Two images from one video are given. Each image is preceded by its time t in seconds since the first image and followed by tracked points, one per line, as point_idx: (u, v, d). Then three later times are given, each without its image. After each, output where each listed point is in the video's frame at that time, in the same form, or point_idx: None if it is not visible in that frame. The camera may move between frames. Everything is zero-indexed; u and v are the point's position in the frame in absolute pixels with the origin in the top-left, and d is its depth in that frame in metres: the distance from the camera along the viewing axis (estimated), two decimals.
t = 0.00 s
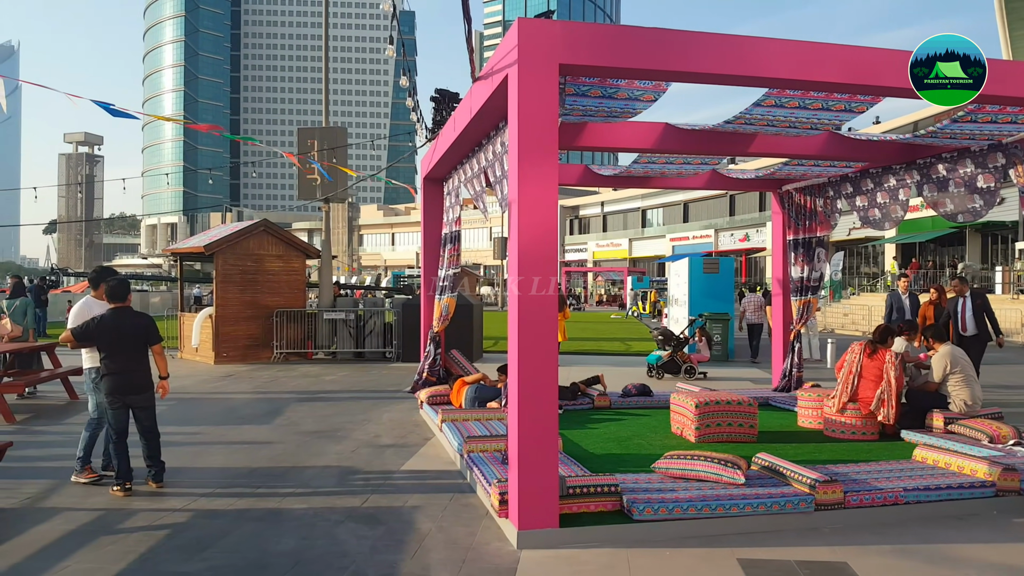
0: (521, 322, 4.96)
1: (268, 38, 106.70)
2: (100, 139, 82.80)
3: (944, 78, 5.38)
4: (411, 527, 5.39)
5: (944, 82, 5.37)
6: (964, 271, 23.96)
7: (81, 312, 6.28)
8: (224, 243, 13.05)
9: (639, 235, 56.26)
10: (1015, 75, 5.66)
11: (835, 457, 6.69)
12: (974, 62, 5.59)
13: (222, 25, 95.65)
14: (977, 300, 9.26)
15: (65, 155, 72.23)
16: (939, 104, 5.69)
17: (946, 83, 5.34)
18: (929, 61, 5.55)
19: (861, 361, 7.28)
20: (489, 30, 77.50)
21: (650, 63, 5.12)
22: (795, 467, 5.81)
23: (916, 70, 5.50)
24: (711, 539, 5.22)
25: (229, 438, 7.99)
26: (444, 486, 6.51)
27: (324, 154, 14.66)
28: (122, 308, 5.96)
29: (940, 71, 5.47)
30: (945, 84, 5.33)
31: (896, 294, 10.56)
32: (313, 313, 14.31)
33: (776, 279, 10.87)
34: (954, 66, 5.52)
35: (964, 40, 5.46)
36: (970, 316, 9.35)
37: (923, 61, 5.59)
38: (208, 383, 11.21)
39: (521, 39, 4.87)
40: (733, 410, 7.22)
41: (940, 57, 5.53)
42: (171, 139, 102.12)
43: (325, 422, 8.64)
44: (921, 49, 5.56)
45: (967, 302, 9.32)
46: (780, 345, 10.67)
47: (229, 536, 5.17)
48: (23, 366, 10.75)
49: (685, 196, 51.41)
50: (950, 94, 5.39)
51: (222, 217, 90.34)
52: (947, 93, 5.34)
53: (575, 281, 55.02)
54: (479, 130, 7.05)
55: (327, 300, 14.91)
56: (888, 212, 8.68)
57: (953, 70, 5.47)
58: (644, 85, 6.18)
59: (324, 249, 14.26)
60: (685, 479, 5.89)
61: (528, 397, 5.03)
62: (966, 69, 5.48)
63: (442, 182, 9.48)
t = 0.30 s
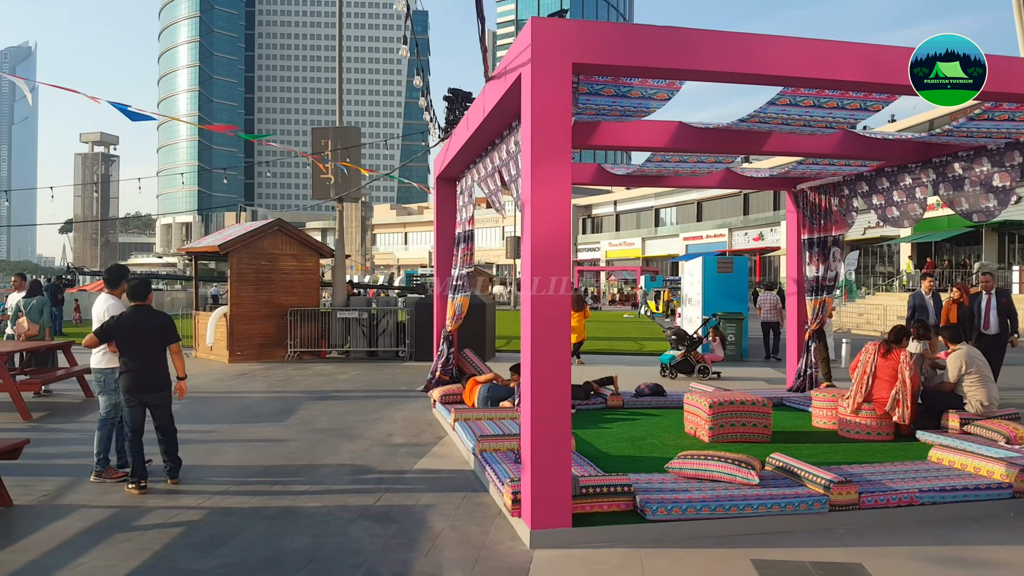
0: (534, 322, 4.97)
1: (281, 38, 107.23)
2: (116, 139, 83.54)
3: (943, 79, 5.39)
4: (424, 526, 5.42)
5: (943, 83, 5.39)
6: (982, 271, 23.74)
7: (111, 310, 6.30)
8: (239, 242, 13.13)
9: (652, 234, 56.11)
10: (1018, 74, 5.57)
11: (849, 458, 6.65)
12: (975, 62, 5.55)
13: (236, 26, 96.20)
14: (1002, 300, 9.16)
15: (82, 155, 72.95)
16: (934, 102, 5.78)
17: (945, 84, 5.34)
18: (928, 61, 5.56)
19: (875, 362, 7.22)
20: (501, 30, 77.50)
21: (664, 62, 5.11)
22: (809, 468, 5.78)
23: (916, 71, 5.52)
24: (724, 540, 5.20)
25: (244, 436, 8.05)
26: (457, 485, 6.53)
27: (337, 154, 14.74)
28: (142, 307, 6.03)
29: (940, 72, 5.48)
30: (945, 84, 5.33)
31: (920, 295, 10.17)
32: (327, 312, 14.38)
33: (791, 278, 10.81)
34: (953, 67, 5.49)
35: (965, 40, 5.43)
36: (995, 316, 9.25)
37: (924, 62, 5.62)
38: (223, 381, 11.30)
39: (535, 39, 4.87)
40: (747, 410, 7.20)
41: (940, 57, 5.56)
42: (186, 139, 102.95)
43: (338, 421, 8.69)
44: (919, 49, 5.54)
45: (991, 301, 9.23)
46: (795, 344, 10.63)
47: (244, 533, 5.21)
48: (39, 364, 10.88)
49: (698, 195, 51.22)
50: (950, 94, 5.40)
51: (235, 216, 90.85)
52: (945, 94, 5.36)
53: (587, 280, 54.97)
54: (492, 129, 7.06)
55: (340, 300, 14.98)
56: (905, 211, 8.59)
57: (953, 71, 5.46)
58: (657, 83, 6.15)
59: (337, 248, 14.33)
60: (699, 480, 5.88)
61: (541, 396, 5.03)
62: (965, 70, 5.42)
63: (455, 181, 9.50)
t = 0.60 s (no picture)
0: (546, 323, 4.98)
1: (292, 41, 107.82)
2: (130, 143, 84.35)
3: (943, 79, 5.44)
4: (438, 526, 5.43)
5: (944, 82, 5.46)
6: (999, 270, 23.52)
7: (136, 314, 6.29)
8: (252, 244, 13.20)
9: (664, 234, 56.00)
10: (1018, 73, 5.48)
11: (864, 459, 6.61)
12: (974, 62, 5.48)
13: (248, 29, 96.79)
14: None
15: (97, 159, 73.74)
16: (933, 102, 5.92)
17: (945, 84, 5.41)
18: (927, 62, 5.50)
19: (889, 362, 7.18)
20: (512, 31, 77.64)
21: (676, 62, 5.10)
22: (824, 469, 5.75)
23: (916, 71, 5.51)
24: (738, 540, 5.19)
25: (258, 437, 8.10)
26: (470, 485, 6.54)
27: (349, 156, 14.81)
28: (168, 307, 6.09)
29: (940, 72, 5.50)
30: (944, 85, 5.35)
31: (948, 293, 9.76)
32: (339, 313, 14.45)
33: (804, 278, 10.77)
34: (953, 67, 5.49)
35: (965, 40, 5.34)
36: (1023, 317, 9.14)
37: (924, 61, 5.53)
38: (236, 383, 11.38)
39: (546, 40, 4.87)
40: (761, 411, 7.17)
41: (940, 56, 5.52)
42: (200, 141, 103.82)
43: (351, 422, 8.73)
44: (918, 52, 5.45)
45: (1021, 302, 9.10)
46: (808, 344, 10.60)
47: (259, 534, 5.24)
48: (54, 366, 10.98)
49: (709, 195, 51.08)
50: (949, 94, 5.48)
51: (248, 218, 91.35)
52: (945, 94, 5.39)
53: (598, 280, 54.97)
54: (504, 130, 7.07)
55: (353, 301, 15.05)
56: (921, 209, 8.53)
57: (952, 71, 5.47)
58: (669, 84, 6.15)
59: (350, 249, 14.39)
60: (712, 481, 5.86)
61: (554, 396, 5.03)
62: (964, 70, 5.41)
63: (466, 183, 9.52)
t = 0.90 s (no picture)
0: (557, 322, 4.98)
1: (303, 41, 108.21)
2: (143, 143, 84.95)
3: (943, 79, 5.41)
4: (448, 525, 5.44)
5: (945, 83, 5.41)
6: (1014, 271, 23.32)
7: (161, 308, 6.45)
8: (264, 243, 13.26)
9: (674, 233, 55.87)
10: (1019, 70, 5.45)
11: (876, 460, 6.57)
12: (974, 62, 5.43)
13: (260, 28, 97.18)
14: None
15: (110, 159, 74.34)
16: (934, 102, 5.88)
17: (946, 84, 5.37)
18: (927, 61, 5.44)
19: (900, 363, 7.15)
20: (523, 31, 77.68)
21: (688, 61, 5.08)
22: (836, 470, 5.72)
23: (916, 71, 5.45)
24: (749, 541, 5.17)
25: (269, 435, 8.14)
26: (480, 484, 6.55)
27: (360, 155, 14.85)
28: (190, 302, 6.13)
29: (939, 72, 5.46)
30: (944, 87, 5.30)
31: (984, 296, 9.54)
32: (350, 312, 14.50)
33: (817, 277, 10.72)
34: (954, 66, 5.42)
35: (965, 40, 5.27)
36: None
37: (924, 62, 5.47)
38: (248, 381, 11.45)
39: (557, 39, 4.86)
40: (773, 411, 7.15)
41: (939, 57, 5.46)
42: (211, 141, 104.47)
43: (361, 420, 8.76)
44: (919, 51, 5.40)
45: None
46: (821, 345, 10.54)
47: (270, 532, 5.26)
48: (68, 365, 11.07)
49: (720, 194, 50.92)
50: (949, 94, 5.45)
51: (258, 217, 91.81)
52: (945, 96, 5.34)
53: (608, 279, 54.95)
54: (515, 129, 7.07)
55: (363, 300, 15.10)
56: (935, 208, 8.47)
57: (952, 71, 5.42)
58: (680, 83, 6.13)
59: (361, 248, 14.45)
60: (724, 481, 5.85)
61: (565, 396, 5.03)
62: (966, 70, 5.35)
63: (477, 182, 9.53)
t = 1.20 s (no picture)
0: (569, 323, 4.98)
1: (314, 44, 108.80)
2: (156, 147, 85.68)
3: (943, 79, 5.36)
4: (460, 528, 5.45)
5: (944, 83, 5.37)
6: None
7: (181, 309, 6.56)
8: (276, 246, 13.33)
9: (685, 236, 55.76)
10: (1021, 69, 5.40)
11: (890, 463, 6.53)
12: (974, 62, 5.39)
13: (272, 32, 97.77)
14: None
15: (124, 162, 75.02)
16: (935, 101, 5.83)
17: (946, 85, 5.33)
18: (926, 61, 5.38)
19: (913, 367, 7.07)
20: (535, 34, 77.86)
21: (700, 63, 5.07)
22: (850, 473, 5.69)
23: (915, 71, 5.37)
24: (762, 544, 5.15)
25: (281, 437, 8.17)
26: (491, 487, 6.56)
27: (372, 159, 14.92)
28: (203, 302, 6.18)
29: (939, 72, 5.39)
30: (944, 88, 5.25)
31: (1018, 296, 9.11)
32: (362, 315, 14.56)
33: (829, 279, 10.66)
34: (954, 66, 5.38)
35: (965, 40, 5.20)
36: None
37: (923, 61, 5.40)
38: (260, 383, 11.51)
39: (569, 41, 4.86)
40: (786, 414, 7.12)
41: (939, 56, 5.39)
42: (223, 144, 105.23)
43: (373, 423, 8.78)
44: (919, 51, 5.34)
45: None
46: (834, 347, 10.49)
47: (283, 534, 5.28)
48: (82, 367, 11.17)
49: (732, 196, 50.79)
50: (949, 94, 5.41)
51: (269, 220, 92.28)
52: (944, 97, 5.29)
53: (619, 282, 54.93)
54: (526, 132, 7.07)
55: (375, 302, 15.16)
56: (950, 210, 8.41)
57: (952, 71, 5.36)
58: (692, 85, 6.13)
59: (372, 251, 14.51)
60: (736, 484, 5.83)
61: (577, 397, 5.02)
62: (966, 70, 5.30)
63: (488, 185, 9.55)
